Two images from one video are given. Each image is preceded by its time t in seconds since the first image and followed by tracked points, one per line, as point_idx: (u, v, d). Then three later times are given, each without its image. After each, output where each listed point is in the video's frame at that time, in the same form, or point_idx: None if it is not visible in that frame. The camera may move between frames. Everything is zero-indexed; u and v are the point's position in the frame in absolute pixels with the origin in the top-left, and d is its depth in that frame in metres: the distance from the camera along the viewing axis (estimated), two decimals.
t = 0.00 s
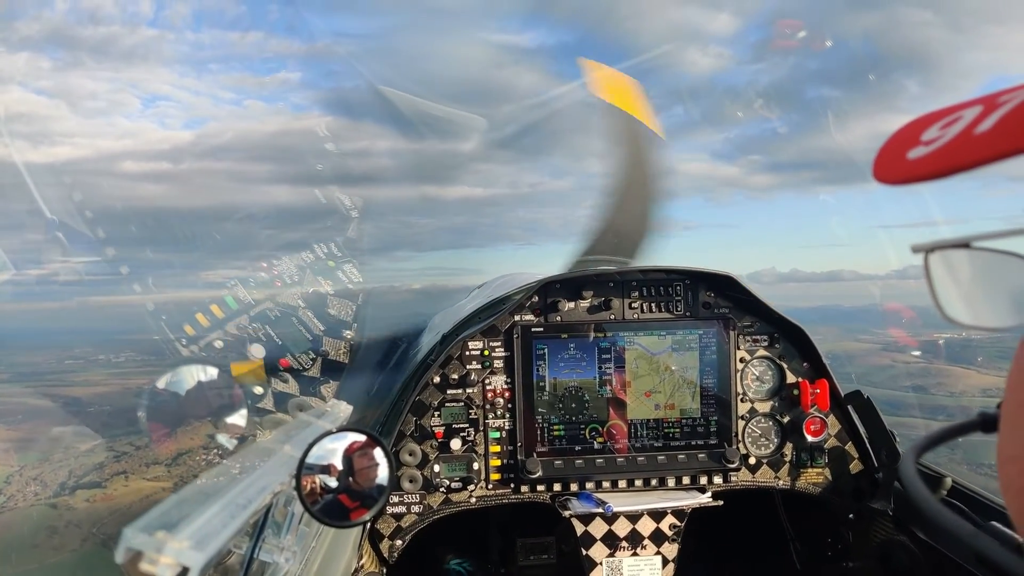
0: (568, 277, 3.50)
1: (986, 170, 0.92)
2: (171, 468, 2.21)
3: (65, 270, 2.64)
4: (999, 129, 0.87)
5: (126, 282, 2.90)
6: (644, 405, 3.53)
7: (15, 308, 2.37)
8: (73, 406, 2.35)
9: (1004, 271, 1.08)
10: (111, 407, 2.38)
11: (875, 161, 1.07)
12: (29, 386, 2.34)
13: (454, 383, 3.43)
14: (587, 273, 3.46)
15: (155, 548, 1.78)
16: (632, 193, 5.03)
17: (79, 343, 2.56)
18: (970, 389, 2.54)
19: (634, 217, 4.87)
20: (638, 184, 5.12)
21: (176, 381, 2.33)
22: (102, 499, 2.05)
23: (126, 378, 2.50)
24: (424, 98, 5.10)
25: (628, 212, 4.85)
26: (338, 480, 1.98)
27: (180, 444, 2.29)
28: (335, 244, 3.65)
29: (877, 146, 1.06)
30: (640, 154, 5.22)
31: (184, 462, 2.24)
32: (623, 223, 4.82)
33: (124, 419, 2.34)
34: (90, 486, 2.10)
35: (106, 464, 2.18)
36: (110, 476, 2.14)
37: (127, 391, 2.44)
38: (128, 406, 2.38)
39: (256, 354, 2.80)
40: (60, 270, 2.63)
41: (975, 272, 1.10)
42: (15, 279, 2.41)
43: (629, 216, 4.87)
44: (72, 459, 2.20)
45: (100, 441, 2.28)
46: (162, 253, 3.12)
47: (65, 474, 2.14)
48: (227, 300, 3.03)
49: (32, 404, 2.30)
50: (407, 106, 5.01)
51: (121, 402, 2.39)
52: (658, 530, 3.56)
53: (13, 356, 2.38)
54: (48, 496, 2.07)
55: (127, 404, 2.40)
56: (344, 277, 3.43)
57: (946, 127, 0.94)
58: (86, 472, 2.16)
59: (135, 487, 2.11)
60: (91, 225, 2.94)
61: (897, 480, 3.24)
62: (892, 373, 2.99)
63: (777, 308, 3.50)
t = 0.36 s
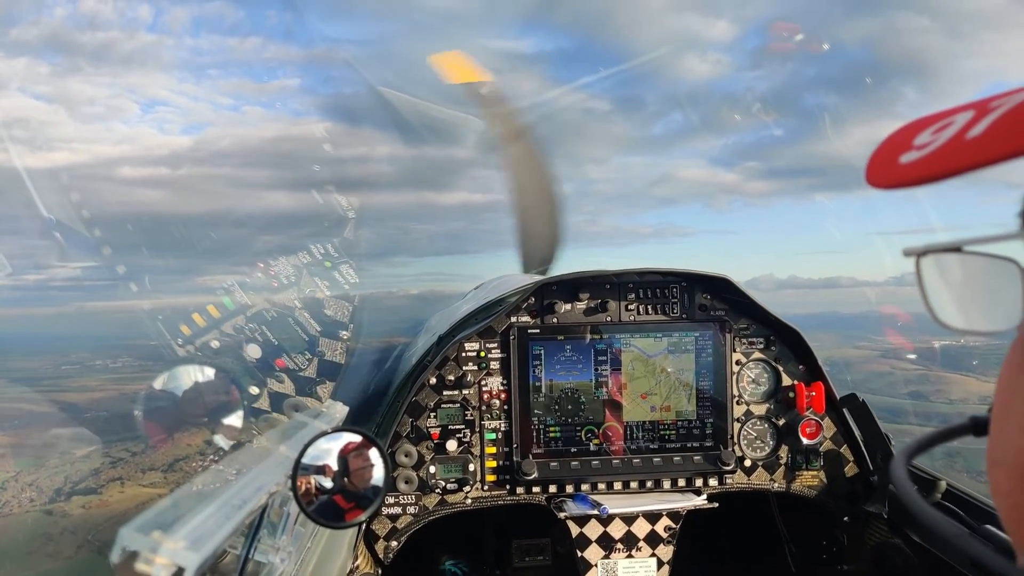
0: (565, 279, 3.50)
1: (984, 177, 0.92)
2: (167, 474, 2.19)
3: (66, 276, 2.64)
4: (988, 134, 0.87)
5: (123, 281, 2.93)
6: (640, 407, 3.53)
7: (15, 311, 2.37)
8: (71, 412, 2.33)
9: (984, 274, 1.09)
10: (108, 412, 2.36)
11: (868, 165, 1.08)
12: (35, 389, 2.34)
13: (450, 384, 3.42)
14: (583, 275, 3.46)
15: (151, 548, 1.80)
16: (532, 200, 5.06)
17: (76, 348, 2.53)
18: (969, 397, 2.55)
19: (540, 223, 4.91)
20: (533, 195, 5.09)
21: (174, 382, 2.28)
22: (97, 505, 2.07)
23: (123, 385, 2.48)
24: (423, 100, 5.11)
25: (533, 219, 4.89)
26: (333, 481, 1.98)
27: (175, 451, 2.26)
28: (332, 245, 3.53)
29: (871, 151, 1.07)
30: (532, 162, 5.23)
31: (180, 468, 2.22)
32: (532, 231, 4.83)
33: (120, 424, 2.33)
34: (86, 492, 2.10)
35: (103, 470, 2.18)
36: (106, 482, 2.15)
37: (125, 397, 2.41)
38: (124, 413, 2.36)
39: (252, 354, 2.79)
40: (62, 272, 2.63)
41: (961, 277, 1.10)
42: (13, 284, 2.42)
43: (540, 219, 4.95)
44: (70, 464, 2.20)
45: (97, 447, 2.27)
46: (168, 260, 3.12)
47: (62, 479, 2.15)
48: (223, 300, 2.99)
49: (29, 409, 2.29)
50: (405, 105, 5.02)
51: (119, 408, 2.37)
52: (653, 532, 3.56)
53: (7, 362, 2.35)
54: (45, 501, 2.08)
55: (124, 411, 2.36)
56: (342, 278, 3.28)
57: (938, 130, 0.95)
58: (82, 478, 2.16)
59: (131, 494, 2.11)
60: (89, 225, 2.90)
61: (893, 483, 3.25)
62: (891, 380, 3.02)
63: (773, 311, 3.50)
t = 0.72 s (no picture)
0: (564, 282, 3.50)
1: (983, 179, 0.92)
2: (170, 482, 2.18)
3: (69, 285, 2.65)
4: (988, 130, 0.87)
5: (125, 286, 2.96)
6: (641, 409, 3.53)
7: (18, 319, 2.41)
8: (74, 420, 2.31)
9: (984, 270, 1.08)
10: (112, 421, 2.33)
11: (869, 160, 1.08)
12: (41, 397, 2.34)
13: (450, 388, 3.43)
14: (582, 277, 3.47)
15: (152, 551, 1.78)
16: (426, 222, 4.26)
17: (78, 357, 2.58)
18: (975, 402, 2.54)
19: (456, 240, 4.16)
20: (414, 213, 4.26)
21: (175, 388, 2.33)
22: (101, 514, 2.08)
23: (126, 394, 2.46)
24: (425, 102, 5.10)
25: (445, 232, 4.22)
26: (334, 484, 1.98)
27: (178, 461, 2.28)
28: (333, 249, 3.48)
29: (870, 147, 1.07)
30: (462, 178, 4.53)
31: (184, 476, 2.21)
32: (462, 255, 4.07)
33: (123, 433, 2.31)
34: (90, 500, 2.12)
35: (106, 478, 2.19)
36: (110, 491, 2.15)
37: (127, 406, 2.39)
38: (127, 421, 2.34)
39: (252, 358, 2.80)
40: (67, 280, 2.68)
41: (957, 271, 1.11)
42: (16, 292, 2.42)
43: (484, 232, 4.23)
44: (74, 472, 2.22)
45: (100, 455, 2.28)
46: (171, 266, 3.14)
47: (66, 487, 2.17)
48: (225, 305, 3.01)
49: (32, 417, 2.27)
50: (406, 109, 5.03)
51: (121, 417, 2.35)
52: (654, 534, 3.55)
53: (11, 370, 2.39)
54: (48, 510, 2.11)
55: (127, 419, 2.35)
56: (343, 282, 3.28)
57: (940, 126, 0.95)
58: (86, 485, 2.17)
59: (134, 502, 2.11)
60: (89, 229, 2.88)
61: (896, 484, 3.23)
62: (896, 386, 3.02)
63: (773, 312, 3.50)
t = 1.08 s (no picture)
0: (564, 288, 3.50)
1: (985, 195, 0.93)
2: (166, 489, 2.17)
3: (69, 289, 2.64)
4: (987, 134, 0.88)
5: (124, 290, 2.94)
6: (640, 415, 3.53)
7: (16, 324, 2.38)
8: (72, 426, 2.32)
9: (982, 275, 1.09)
10: (110, 426, 2.37)
11: (868, 164, 1.08)
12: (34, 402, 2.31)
13: (450, 393, 3.42)
14: (582, 283, 3.47)
15: (148, 555, 1.78)
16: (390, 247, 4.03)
17: (75, 361, 2.54)
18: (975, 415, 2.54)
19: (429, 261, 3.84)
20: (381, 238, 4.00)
21: (173, 393, 2.38)
22: (96, 522, 2.04)
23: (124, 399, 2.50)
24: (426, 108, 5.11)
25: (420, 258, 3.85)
26: (332, 489, 1.98)
27: (177, 467, 2.27)
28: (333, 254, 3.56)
29: (868, 151, 1.07)
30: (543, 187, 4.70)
31: (179, 483, 2.20)
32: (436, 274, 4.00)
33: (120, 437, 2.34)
34: (85, 507, 2.08)
35: (102, 485, 2.17)
36: (105, 497, 2.13)
37: (125, 410, 2.43)
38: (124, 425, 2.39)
39: (252, 362, 2.82)
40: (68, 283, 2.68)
41: (956, 280, 1.09)
42: (14, 296, 2.40)
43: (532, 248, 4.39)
44: (70, 478, 2.19)
45: (97, 462, 2.27)
46: (171, 271, 3.16)
47: (61, 495, 2.13)
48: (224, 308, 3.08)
49: (28, 422, 2.23)
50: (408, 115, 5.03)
51: (119, 422, 2.39)
52: (652, 541, 3.54)
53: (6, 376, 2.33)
54: (41, 517, 2.05)
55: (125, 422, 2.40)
56: (342, 285, 3.32)
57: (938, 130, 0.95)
58: (82, 492, 2.15)
59: (128, 510, 2.09)
60: (89, 232, 2.88)
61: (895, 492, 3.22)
62: (895, 397, 3.03)
63: (772, 319, 3.50)
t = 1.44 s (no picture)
0: (566, 291, 3.50)
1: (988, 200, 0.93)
2: (167, 494, 2.16)
3: (72, 293, 2.65)
4: (984, 144, 0.88)
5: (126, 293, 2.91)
6: (641, 419, 3.52)
7: (18, 329, 2.38)
8: (73, 431, 2.32)
9: (981, 285, 1.07)
10: (111, 431, 2.36)
11: (865, 174, 1.08)
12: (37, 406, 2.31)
13: (451, 397, 3.42)
14: (584, 287, 3.47)
15: (150, 559, 1.79)
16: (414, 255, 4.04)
17: (78, 367, 2.53)
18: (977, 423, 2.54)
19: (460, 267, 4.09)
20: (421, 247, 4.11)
21: (175, 398, 2.31)
22: (97, 528, 2.04)
23: (125, 404, 2.49)
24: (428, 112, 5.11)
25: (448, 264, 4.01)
26: (334, 493, 1.97)
27: (178, 472, 2.26)
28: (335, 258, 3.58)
29: (866, 161, 1.07)
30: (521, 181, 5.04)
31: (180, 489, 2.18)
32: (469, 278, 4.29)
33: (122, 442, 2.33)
34: (85, 512, 2.08)
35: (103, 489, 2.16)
36: (105, 503, 2.13)
37: (126, 415, 2.42)
38: (125, 430, 2.37)
39: (253, 366, 2.82)
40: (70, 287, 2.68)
41: (953, 286, 1.10)
42: (17, 300, 2.40)
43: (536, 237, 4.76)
44: (71, 483, 2.19)
45: (98, 467, 2.26)
46: (172, 276, 3.10)
47: (61, 500, 2.12)
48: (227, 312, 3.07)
49: (28, 426, 2.25)
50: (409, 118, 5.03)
51: (120, 428, 2.37)
52: (654, 545, 3.54)
53: (8, 380, 2.33)
54: (42, 522, 2.06)
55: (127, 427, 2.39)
56: (342, 289, 3.37)
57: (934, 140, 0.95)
58: (83, 496, 2.14)
59: (127, 516, 2.08)
60: (92, 236, 2.88)
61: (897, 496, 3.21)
62: (898, 404, 3.03)
63: (774, 323, 3.50)
